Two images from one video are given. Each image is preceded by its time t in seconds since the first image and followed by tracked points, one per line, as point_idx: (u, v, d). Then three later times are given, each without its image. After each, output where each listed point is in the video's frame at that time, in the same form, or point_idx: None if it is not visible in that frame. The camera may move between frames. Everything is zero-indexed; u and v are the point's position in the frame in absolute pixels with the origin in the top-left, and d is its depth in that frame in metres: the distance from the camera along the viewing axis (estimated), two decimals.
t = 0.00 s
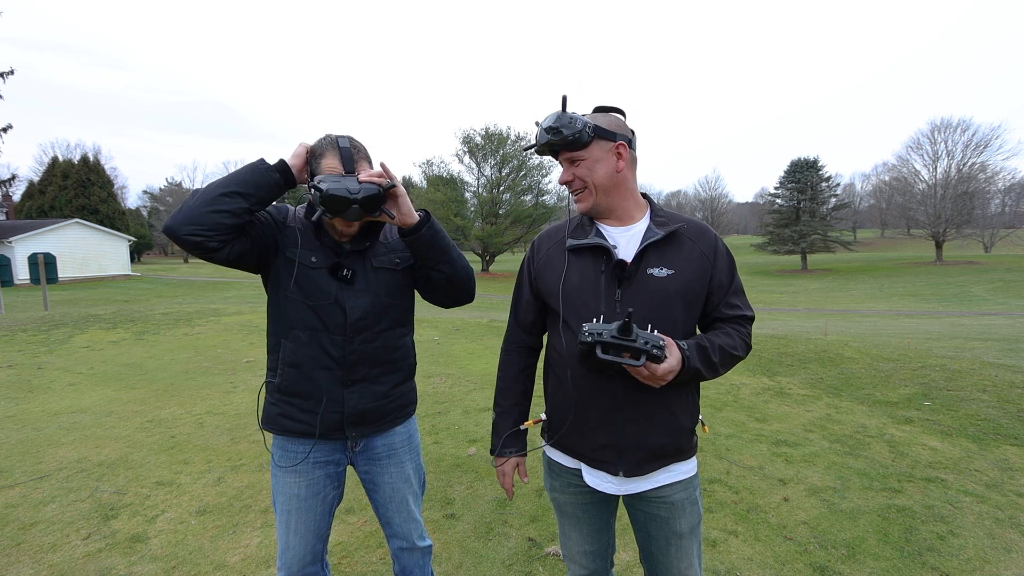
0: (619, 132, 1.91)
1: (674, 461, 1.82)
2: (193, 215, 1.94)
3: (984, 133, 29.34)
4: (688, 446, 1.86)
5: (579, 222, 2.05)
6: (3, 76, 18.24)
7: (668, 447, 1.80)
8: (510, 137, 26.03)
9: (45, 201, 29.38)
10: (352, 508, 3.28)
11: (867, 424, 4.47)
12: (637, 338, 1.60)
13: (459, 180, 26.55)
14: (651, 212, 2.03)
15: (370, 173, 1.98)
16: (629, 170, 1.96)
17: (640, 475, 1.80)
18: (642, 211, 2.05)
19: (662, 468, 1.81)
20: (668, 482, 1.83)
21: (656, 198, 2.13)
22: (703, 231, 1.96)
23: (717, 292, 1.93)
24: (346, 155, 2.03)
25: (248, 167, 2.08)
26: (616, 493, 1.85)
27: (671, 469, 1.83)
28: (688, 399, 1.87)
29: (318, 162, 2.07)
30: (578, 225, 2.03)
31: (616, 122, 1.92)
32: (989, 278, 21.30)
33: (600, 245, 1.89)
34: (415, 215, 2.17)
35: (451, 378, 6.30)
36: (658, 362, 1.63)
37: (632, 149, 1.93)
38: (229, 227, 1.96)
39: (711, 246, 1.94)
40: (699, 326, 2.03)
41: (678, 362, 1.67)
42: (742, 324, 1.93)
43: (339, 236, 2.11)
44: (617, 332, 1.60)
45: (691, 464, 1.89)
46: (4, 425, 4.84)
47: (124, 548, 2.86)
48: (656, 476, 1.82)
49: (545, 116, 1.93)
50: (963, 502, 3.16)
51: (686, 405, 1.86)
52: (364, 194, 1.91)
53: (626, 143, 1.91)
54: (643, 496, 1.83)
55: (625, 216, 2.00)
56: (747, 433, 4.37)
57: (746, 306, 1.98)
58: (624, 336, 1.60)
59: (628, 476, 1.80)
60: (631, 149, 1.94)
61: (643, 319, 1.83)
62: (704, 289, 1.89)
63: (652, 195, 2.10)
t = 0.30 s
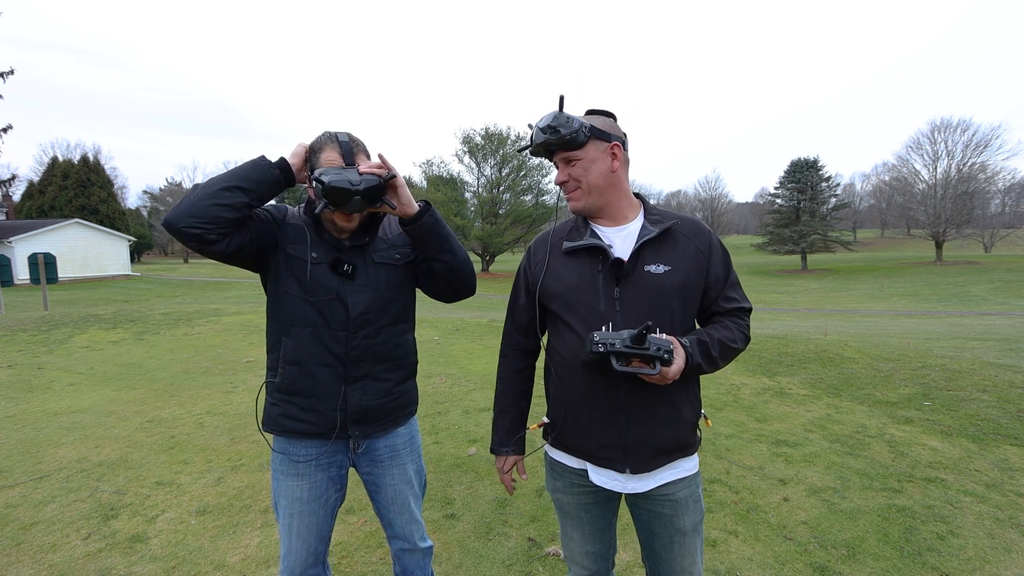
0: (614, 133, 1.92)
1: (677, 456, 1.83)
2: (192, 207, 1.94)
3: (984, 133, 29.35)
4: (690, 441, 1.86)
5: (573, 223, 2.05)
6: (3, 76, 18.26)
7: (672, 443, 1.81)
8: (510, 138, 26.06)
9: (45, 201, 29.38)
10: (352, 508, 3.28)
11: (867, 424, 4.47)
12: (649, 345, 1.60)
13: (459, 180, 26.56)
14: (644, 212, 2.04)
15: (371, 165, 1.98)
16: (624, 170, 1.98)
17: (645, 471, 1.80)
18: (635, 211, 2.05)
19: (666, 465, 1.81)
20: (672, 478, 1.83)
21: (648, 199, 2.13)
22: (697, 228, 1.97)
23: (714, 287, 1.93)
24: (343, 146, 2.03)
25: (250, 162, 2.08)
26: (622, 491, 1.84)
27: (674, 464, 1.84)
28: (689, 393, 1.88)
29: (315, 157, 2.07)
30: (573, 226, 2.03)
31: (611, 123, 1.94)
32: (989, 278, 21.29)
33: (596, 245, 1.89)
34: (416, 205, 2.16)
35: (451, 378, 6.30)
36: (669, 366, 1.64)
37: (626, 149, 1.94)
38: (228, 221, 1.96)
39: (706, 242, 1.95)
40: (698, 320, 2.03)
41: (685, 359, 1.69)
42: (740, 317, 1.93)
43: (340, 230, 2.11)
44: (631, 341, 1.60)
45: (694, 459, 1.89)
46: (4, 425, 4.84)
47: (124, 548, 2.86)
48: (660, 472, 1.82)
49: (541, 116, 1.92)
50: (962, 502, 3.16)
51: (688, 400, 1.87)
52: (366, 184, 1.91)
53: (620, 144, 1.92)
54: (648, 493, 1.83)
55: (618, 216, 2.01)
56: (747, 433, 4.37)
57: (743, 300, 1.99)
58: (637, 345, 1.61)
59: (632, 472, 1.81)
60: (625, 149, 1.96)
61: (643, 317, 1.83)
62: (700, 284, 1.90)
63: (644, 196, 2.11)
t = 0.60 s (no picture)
0: (622, 136, 1.95)
1: (676, 455, 1.83)
2: (194, 205, 1.94)
3: (984, 133, 29.34)
4: (688, 440, 1.86)
5: (573, 223, 2.04)
6: (3, 76, 18.28)
7: (670, 441, 1.81)
8: (510, 137, 26.06)
9: (45, 201, 29.38)
10: (352, 508, 3.28)
11: (867, 424, 4.47)
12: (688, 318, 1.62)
13: (459, 180, 26.57)
14: (643, 214, 2.05)
15: (373, 165, 1.98)
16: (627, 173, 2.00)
17: (644, 469, 1.80)
18: (635, 213, 2.07)
19: (664, 463, 1.82)
20: (670, 477, 1.84)
21: (645, 202, 2.16)
22: (694, 229, 1.97)
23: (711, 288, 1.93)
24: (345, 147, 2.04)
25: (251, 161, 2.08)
26: (620, 489, 1.85)
27: (673, 463, 1.84)
28: (687, 392, 1.88)
29: (317, 158, 2.07)
30: (572, 226, 2.02)
31: (618, 126, 1.96)
32: (989, 278, 21.29)
33: (595, 244, 1.90)
34: (418, 206, 2.16)
35: (452, 378, 6.30)
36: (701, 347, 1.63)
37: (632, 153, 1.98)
38: (229, 219, 1.97)
39: (702, 243, 1.95)
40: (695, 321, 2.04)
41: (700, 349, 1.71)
42: (737, 318, 1.94)
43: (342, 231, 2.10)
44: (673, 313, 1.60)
45: (692, 457, 1.89)
46: (4, 425, 4.84)
47: (124, 548, 2.86)
48: (658, 471, 1.82)
49: (553, 113, 1.92)
50: (962, 502, 3.16)
51: (686, 399, 1.87)
52: (368, 184, 1.91)
53: (628, 147, 1.95)
54: (646, 493, 1.83)
55: (619, 217, 2.01)
56: (747, 433, 4.37)
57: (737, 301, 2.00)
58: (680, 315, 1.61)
59: (630, 470, 1.81)
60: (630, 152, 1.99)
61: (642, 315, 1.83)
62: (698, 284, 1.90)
63: (642, 199, 2.14)
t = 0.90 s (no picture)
0: (625, 137, 1.97)
1: (675, 453, 1.84)
2: (196, 206, 1.94)
3: (984, 133, 29.34)
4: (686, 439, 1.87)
5: (572, 223, 2.04)
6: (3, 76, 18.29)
7: (670, 439, 1.82)
8: (510, 137, 26.06)
9: (45, 201, 29.38)
10: (352, 508, 3.28)
11: (867, 424, 4.47)
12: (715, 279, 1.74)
13: (459, 180, 26.57)
14: (641, 215, 2.07)
15: (383, 157, 2.02)
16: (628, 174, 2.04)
17: (644, 468, 1.81)
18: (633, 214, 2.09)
19: (662, 462, 1.82)
20: (668, 475, 1.84)
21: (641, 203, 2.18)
22: (691, 232, 2.01)
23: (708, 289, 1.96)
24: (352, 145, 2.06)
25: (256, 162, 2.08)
26: (619, 487, 1.85)
27: (671, 461, 1.85)
28: (686, 391, 1.89)
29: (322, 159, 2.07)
30: (571, 226, 2.02)
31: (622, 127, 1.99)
32: (989, 278, 21.29)
33: (595, 244, 1.91)
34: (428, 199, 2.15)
35: (452, 378, 6.30)
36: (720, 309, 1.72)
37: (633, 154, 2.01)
38: (233, 221, 1.97)
39: (699, 245, 1.98)
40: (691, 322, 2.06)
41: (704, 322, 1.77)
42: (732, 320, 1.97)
43: (348, 225, 2.02)
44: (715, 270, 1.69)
45: (687, 455, 1.89)
46: (4, 425, 4.84)
47: (124, 548, 2.86)
48: (658, 469, 1.83)
49: (561, 112, 1.92)
50: (962, 502, 3.16)
51: (684, 398, 1.88)
52: (375, 168, 1.89)
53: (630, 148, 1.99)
54: (643, 491, 1.83)
55: (620, 217, 2.02)
56: (747, 433, 4.37)
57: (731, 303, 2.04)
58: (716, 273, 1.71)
59: (630, 469, 1.81)
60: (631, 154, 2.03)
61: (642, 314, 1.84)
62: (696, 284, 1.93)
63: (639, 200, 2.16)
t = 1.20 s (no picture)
0: (624, 138, 1.98)
1: (672, 453, 1.87)
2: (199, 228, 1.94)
3: (984, 133, 29.34)
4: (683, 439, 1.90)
5: (569, 223, 2.03)
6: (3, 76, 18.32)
7: (667, 440, 1.85)
8: (509, 137, 26.08)
9: (46, 201, 29.39)
10: (352, 508, 3.28)
11: (867, 424, 4.47)
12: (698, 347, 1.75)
13: (459, 180, 26.58)
14: (638, 216, 2.07)
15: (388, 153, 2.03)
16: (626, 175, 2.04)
17: (642, 470, 1.82)
18: (630, 215, 2.09)
19: (661, 462, 1.84)
20: (665, 473, 1.85)
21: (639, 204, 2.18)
22: (687, 234, 2.02)
23: (703, 292, 1.99)
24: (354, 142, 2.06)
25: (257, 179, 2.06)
26: (616, 488, 1.86)
27: (668, 460, 1.87)
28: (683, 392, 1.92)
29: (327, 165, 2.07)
30: (568, 227, 2.01)
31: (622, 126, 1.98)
32: (989, 278, 21.30)
33: (594, 247, 1.91)
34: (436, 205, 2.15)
35: (451, 378, 6.30)
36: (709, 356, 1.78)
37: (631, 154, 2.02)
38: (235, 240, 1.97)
39: (696, 248, 2.01)
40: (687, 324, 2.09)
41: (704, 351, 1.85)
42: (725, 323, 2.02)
43: (359, 227, 2.00)
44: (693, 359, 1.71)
45: (682, 452, 1.92)
46: (4, 425, 4.84)
47: (124, 548, 2.86)
48: (656, 469, 1.84)
49: (560, 109, 1.91)
50: (962, 502, 3.16)
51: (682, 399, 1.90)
52: (384, 161, 1.90)
53: (628, 149, 1.99)
54: (640, 489, 1.84)
55: (617, 218, 2.02)
56: (747, 433, 4.37)
57: (723, 305, 2.07)
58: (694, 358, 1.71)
59: (629, 470, 1.82)
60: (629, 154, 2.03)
61: (641, 317, 1.84)
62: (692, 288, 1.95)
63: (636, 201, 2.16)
